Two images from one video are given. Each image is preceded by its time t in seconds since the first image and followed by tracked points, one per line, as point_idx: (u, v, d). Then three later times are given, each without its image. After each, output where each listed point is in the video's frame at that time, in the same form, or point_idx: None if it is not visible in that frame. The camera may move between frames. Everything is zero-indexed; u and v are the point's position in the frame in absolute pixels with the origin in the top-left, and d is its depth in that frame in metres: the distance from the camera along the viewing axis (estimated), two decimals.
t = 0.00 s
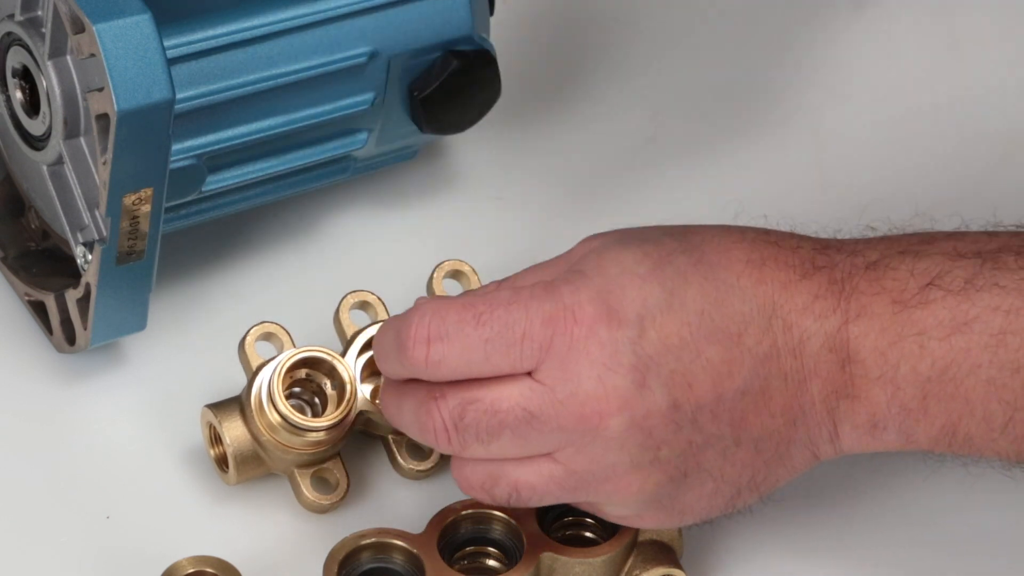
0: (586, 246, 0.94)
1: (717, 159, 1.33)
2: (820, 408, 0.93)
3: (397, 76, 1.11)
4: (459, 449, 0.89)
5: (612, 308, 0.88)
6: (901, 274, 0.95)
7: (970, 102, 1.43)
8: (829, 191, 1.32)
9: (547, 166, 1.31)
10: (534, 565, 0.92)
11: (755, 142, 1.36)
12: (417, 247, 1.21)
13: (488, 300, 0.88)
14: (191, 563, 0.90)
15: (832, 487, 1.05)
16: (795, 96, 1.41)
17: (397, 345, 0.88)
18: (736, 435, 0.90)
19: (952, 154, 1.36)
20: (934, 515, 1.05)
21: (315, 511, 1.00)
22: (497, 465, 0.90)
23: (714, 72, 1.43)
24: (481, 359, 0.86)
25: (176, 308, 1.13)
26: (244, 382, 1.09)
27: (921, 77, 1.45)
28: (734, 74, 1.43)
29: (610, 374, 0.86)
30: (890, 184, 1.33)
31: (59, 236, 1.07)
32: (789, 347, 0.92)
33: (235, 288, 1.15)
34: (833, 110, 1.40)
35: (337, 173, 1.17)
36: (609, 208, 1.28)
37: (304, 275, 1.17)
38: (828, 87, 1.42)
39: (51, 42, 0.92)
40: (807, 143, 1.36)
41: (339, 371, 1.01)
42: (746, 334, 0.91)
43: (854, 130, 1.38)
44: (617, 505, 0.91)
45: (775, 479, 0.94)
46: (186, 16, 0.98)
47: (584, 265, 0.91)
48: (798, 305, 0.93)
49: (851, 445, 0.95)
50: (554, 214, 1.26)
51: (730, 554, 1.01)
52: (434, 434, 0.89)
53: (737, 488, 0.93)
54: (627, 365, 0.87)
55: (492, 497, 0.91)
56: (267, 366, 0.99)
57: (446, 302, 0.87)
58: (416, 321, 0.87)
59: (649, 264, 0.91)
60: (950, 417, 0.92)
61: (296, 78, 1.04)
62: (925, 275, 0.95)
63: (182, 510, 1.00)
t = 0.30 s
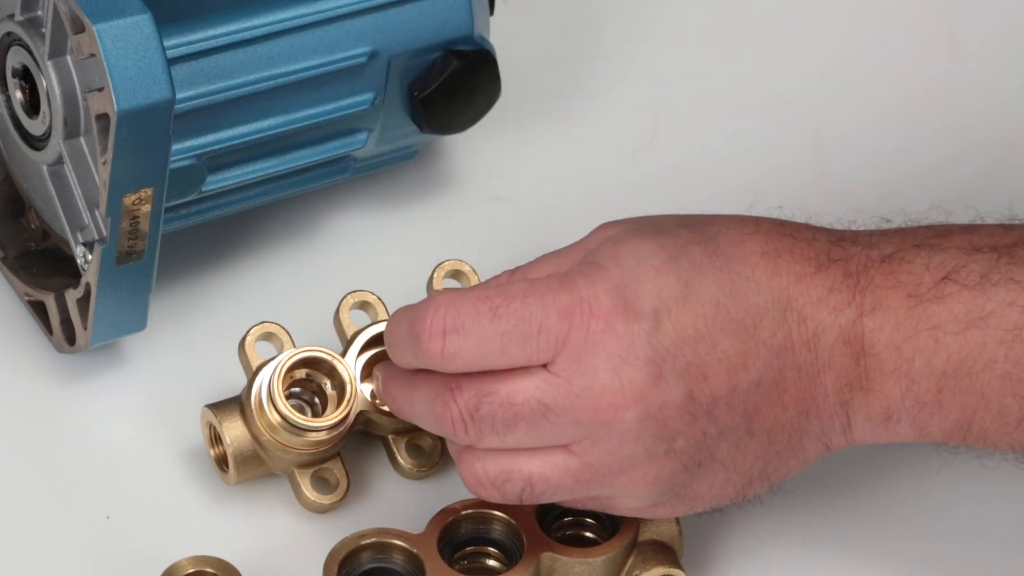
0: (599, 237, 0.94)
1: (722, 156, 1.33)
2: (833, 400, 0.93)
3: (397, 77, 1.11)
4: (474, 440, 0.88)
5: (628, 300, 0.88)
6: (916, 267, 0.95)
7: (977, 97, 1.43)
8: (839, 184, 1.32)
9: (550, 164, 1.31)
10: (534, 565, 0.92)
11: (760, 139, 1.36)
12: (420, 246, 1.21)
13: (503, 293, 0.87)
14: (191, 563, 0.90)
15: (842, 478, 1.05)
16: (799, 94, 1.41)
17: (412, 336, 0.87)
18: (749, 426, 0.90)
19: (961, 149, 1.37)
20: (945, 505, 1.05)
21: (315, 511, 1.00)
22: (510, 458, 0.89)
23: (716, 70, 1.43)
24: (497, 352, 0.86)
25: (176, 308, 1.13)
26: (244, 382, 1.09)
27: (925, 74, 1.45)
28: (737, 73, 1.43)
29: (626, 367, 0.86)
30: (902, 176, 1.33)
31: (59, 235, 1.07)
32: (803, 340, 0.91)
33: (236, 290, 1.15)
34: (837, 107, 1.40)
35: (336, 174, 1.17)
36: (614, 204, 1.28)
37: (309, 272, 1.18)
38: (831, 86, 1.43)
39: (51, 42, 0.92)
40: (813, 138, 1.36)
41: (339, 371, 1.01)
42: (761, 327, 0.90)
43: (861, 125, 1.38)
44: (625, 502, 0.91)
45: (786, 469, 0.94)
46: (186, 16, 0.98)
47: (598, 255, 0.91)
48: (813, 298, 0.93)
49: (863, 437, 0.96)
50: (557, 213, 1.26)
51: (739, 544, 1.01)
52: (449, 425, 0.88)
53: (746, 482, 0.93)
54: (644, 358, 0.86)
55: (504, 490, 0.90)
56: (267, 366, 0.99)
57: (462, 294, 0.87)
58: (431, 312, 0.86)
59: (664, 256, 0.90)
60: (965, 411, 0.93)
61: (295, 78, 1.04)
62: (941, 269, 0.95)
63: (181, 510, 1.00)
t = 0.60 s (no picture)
0: (615, 226, 0.94)
1: (726, 154, 1.33)
2: (843, 397, 0.93)
3: (397, 76, 1.11)
4: (483, 424, 0.89)
5: (645, 294, 0.87)
6: (929, 264, 0.95)
7: (982, 95, 1.43)
8: (846, 180, 1.32)
9: (553, 163, 1.31)
10: (534, 564, 0.92)
11: (764, 137, 1.36)
12: (422, 246, 1.21)
13: (520, 283, 0.86)
14: (191, 563, 0.90)
15: (847, 473, 1.05)
16: (801, 92, 1.41)
17: (425, 323, 0.86)
18: (759, 422, 0.90)
19: (968, 145, 1.36)
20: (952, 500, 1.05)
21: (315, 511, 1.00)
22: (518, 442, 0.90)
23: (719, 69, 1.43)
24: (510, 342, 0.85)
25: (176, 308, 1.13)
26: (244, 382, 1.09)
27: (929, 72, 1.44)
28: (740, 72, 1.43)
29: (640, 360, 0.86)
30: (912, 172, 1.33)
31: (58, 235, 1.07)
32: (816, 337, 0.91)
33: (235, 293, 1.15)
34: (841, 106, 1.40)
35: (336, 173, 1.17)
36: (617, 203, 1.28)
37: (313, 268, 1.18)
38: (834, 84, 1.42)
39: (51, 42, 0.92)
40: (818, 136, 1.36)
41: (339, 371, 1.01)
42: (774, 323, 0.90)
43: (867, 122, 1.38)
44: (631, 495, 0.91)
45: (794, 465, 0.94)
46: (186, 16, 0.98)
47: (614, 246, 0.90)
48: (827, 296, 0.92)
49: (873, 432, 0.96)
50: (560, 212, 1.26)
51: (745, 539, 1.01)
52: (458, 408, 0.89)
53: (752, 479, 0.93)
54: (658, 351, 0.86)
55: (510, 472, 0.91)
56: (267, 366, 0.99)
57: (478, 282, 0.86)
58: (446, 299, 0.86)
59: (682, 250, 0.89)
60: (977, 407, 0.93)
61: (295, 78, 1.04)
62: (953, 266, 0.95)
63: (181, 510, 1.00)
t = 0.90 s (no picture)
0: (609, 224, 0.94)
1: (723, 156, 1.33)
2: (834, 399, 0.93)
3: (397, 76, 1.11)
4: (472, 414, 0.89)
5: (635, 291, 0.87)
6: (922, 267, 0.95)
7: (978, 98, 1.43)
8: (841, 182, 1.32)
9: (550, 163, 1.31)
10: (534, 564, 0.92)
11: (760, 138, 1.36)
12: (421, 247, 1.21)
13: (511, 276, 0.87)
14: (191, 563, 0.90)
15: (839, 476, 1.06)
16: (798, 94, 1.41)
17: (417, 311, 0.88)
18: (747, 422, 0.90)
19: (964, 148, 1.36)
20: (944, 503, 1.05)
21: (315, 511, 1.00)
22: (506, 434, 0.90)
23: (716, 70, 1.43)
24: (498, 332, 0.86)
25: (176, 308, 1.13)
26: (244, 382, 1.09)
27: (926, 74, 1.44)
28: (736, 73, 1.43)
29: (627, 357, 0.86)
30: (906, 175, 1.33)
31: (59, 235, 1.07)
32: (807, 339, 0.91)
33: (237, 293, 1.15)
34: (838, 107, 1.40)
35: (336, 173, 1.17)
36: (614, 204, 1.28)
37: (313, 268, 1.18)
38: (831, 86, 1.42)
39: (52, 42, 0.92)
40: (815, 137, 1.36)
41: (339, 371, 1.01)
42: (766, 324, 0.90)
43: (863, 125, 1.38)
44: (619, 494, 0.91)
45: (782, 466, 0.94)
46: (186, 16, 0.98)
47: (608, 242, 0.90)
48: (819, 298, 0.92)
49: (865, 435, 0.96)
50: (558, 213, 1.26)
51: (740, 541, 1.01)
52: (447, 396, 0.89)
53: (740, 478, 0.93)
54: (646, 348, 0.86)
55: (497, 464, 0.91)
56: (267, 366, 1.00)
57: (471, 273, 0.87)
58: (438, 289, 0.87)
59: (674, 248, 0.89)
60: (970, 411, 0.93)
61: (295, 78, 1.04)
62: (946, 270, 0.94)
63: (182, 510, 1.00)
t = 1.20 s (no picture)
0: (615, 220, 0.94)
1: (725, 154, 1.33)
2: (839, 395, 0.93)
3: (398, 76, 1.11)
4: (475, 412, 0.89)
5: (642, 287, 0.86)
6: (928, 265, 0.94)
7: (981, 95, 1.42)
8: (844, 180, 1.32)
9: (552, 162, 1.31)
10: (534, 564, 0.92)
11: (762, 136, 1.35)
12: (421, 247, 1.21)
13: (516, 270, 0.86)
14: (191, 563, 0.90)
15: (841, 472, 1.06)
16: (800, 92, 1.41)
17: (423, 305, 0.86)
18: (753, 419, 0.90)
19: (968, 146, 1.36)
20: (947, 499, 1.05)
21: (315, 511, 1.00)
22: (511, 431, 0.90)
23: (716, 69, 1.43)
24: (506, 327, 0.85)
25: (176, 308, 1.13)
26: (244, 382, 1.09)
27: (928, 72, 1.44)
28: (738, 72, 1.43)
29: (634, 354, 0.86)
30: (910, 174, 1.33)
31: (59, 236, 1.07)
32: (813, 335, 0.91)
33: (238, 293, 1.15)
34: (840, 105, 1.40)
35: (336, 174, 1.17)
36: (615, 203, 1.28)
37: (317, 267, 1.18)
38: (833, 84, 1.42)
39: (52, 42, 0.92)
40: (818, 136, 1.36)
41: (339, 371, 1.01)
42: (772, 321, 0.90)
43: (865, 123, 1.38)
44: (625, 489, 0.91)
45: (785, 461, 0.94)
46: (186, 16, 0.98)
47: (615, 238, 0.90)
48: (825, 295, 0.92)
49: (870, 430, 0.96)
50: (559, 213, 1.26)
51: (741, 538, 1.01)
52: (451, 394, 0.88)
53: (744, 473, 0.93)
54: (653, 345, 0.86)
55: (502, 460, 0.91)
56: (267, 366, 1.00)
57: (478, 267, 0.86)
58: (445, 283, 0.86)
59: (680, 245, 0.89)
60: (975, 408, 0.92)
61: (295, 78, 1.04)
62: (952, 267, 0.94)
63: (182, 509, 1.00)
